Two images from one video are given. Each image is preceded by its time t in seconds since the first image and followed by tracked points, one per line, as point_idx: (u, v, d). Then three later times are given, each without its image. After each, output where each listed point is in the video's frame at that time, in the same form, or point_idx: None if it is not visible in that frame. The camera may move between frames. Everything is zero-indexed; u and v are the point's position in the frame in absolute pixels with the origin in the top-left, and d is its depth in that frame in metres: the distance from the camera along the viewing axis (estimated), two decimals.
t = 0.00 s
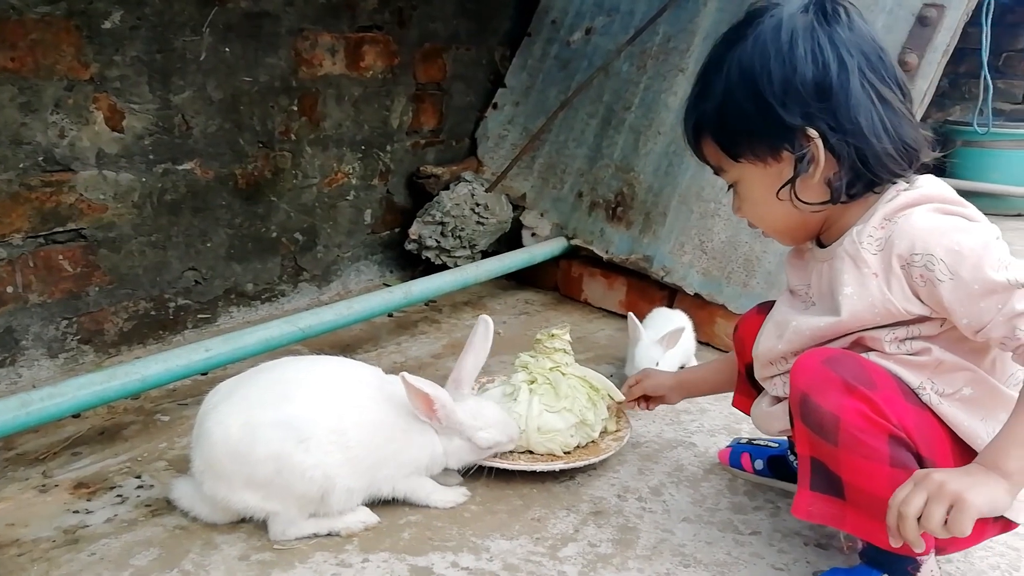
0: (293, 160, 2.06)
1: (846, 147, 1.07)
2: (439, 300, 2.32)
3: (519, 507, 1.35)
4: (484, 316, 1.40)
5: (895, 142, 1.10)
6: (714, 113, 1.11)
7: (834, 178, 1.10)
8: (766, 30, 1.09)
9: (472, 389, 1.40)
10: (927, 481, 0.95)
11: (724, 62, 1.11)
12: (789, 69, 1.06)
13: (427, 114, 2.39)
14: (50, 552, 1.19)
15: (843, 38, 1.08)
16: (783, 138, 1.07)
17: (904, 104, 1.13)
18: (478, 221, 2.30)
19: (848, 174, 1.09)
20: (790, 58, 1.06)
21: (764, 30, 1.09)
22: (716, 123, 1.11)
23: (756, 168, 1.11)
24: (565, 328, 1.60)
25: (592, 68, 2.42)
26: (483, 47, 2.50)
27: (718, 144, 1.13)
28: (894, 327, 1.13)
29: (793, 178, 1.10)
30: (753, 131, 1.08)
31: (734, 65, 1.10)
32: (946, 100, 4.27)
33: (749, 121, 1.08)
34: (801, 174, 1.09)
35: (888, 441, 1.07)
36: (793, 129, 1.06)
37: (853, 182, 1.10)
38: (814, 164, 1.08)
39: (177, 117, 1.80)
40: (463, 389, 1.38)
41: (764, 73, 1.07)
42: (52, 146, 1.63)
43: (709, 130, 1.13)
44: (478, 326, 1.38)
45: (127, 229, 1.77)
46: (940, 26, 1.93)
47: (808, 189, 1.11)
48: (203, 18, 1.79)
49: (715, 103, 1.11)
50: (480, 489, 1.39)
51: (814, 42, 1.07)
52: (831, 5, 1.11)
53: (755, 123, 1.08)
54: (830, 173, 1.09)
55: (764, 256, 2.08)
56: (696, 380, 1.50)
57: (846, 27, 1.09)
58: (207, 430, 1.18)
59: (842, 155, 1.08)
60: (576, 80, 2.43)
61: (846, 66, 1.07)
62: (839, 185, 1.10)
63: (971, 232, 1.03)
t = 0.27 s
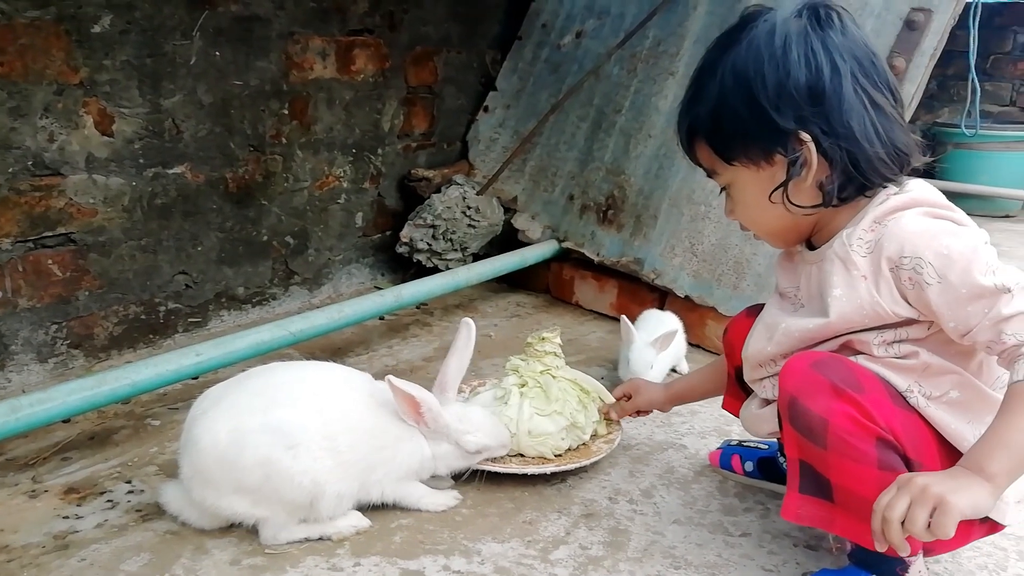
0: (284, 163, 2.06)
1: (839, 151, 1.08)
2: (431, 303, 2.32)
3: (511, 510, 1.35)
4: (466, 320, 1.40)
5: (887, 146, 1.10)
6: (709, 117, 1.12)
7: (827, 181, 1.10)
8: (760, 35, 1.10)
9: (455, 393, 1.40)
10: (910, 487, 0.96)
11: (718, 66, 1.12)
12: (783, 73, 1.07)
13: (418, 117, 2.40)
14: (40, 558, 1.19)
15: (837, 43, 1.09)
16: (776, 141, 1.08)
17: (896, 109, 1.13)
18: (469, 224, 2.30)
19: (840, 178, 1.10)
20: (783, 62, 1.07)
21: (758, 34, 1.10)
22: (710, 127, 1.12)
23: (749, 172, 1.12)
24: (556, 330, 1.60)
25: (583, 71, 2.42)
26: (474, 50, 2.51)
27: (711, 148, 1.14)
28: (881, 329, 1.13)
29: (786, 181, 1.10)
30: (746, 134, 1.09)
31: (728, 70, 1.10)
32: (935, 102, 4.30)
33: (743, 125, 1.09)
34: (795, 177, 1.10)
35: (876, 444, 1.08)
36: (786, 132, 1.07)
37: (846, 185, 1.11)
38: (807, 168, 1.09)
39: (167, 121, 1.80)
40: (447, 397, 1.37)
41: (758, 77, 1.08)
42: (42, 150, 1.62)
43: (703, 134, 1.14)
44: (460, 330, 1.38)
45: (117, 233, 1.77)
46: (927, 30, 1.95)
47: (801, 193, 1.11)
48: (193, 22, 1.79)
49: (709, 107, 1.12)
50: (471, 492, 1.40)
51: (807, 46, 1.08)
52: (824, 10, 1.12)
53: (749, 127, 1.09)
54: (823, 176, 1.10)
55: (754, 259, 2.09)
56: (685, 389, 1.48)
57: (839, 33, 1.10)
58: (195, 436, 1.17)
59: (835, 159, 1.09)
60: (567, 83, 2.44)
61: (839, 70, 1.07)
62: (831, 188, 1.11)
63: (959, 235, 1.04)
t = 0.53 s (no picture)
0: (279, 158, 2.06)
1: (832, 150, 1.08)
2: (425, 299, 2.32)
3: (504, 505, 1.35)
4: (454, 308, 1.40)
5: (880, 146, 1.11)
6: (703, 116, 1.12)
7: (820, 180, 1.11)
8: (754, 34, 1.10)
9: (446, 383, 1.39)
10: (896, 480, 0.96)
11: (712, 65, 1.12)
12: (777, 72, 1.07)
13: (414, 113, 2.39)
14: (32, 551, 1.18)
15: (831, 42, 1.09)
16: (770, 140, 1.08)
17: (889, 108, 1.14)
18: (464, 221, 2.30)
19: (833, 177, 1.10)
20: (778, 61, 1.08)
21: (752, 33, 1.10)
22: (705, 126, 1.13)
23: (743, 171, 1.13)
24: (549, 327, 1.61)
25: (579, 69, 2.42)
26: (470, 47, 2.51)
27: (705, 146, 1.14)
28: (873, 327, 1.14)
29: (779, 180, 1.11)
30: (740, 133, 1.09)
31: (722, 68, 1.11)
32: (929, 103, 4.31)
33: (737, 123, 1.09)
34: (789, 176, 1.10)
35: (868, 441, 1.08)
36: (780, 132, 1.07)
37: (838, 184, 1.11)
38: (801, 167, 1.09)
39: (162, 115, 1.80)
40: (438, 384, 1.37)
41: (752, 76, 1.08)
42: (36, 143, 1.62)
43: (697, 133, 1.14)
44: (449, 316, 1.38)
45: (111, 227, 1.77)
46: (922, 31, 1.95)
47: (795, 192, 1.12)
48: (189, 16, 1.79)
49: (703, 106, 1.12)
50: (465, 488, 1.40)
51: (801, 46, 1.08)
52: (819, 10, 1.12)
53: (743, 125, 1.09)
54: (817, 176, 1.10)
55: (748, 257, 2.09)
56: (683, 389, 1.50)
57: (833, 32, 1.10)
58: (188, 430, 1.17)
59: (828, 158, 1.09)
60: (563, 81, 2.44)
61: (833, 70, 1.08)
62: (825, 187, 1.11)
63: (950, 233, 1.04)
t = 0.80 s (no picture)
0: (277, 155, 2.05)
1: (827, 149, 1.08)
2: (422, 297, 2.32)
3: (500, 502, 1.35)
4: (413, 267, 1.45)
5: (874, 145, 1.11)
6: (697, 116, 1.12)
7: (816, 180, 1.11)
8: (747, 35, 1.10)
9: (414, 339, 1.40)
10: (889, 474, 0.97)
11: (706, 65, 1.12)
12: (771, 72, 1.07)
13: (412, 111, 2.39)
14: (27, 545, 1.18)
15: (824, 42, 1.09)
16: (765, 140, 1.08)
17: (882, 108, 1.14)
18: (461, 219, 2.30)
19: (828, 177, 1.10)
20: (772, 61, 1.08)
21: (746, 34, 1.10)
22: (699, 126, 1.12)
23: (738, 171, 1.12)
24: (547, 325, 1.61)
25: (577, 68, 2.42)
26: (468, 45, 2.51)
27: (700, 147, 1.14)
28: (868, 326, 1.14)
29: (775, 180, 1.11)
30: (735, 134, 1.09)
31: (716, 69, 1.11)
32: (926, 105, 4.32)
33: (732, 123, 1.09)
34: (784, 175, 1.10)
35: (864, 439, 1.08)
36: (775, 131, 1.07)
37: (834, 184, 1.11)
38: (796, 166, 1.09)
39: (159, 111, 1.79)
40: (407, 335, 1.39)
41: (746, 76, 1.08)
42: (32, 137, 1.61)
43: (692, 133, 1.14)
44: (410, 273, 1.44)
45: (107, 223, 1.76)
46: (920, 32, 1.96)
47: (790, 191, 1.12)
48: (187, 11, 1.79)
49: (697, 106, 1.12)
50: (461, 484, 1.40)
51: (795, 46, 1.08)
52: (812, 11, 1.12)
53: (738, 125, 1.09)
54: (812, 175, 1.10)
55: (745, 257, 2.09)
56: (672, 386, 1.50)
57: (826, 32, 1.10)
58: (182, 427, 1.17)
59: (823, 158, 1.09)
60: (562, 80, 2.44)
61: (827, 69, 1.08)
62: (820, 186, 1.11)
63: (945, 232, 1.04)
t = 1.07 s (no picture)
0: (276, 152, 2.05)
1: (825, 148, 1.08)
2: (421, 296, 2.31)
3: (500, 502, 1.35)
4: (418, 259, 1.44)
5: (872, 144, 1.10)
6: (693, 117, 1.12)
7: (814, 179, 1.10)
8: (743, 34, 1.10)
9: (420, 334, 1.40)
10: (893, 477, 0.96)
11: (702, 65, 1.12)
12: (767, 72, 1.07)
13: (412, 109, 2.38)
14: (25, 543, 1.17)
15: (820, 40, 1.09)
16: (762, 140, 1.08)
17: (880, 106, 1.13)
18: (461, 217, 2.29)
19: (826, 176, 1.10)
20: (768, 61, 1.07)
21: (741, 33, 1.10)
22: (695, 127, 1.12)
23: (735, 172, 1.12)
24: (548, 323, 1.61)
25: (578, 66, 2.42)
26: (468, 43, 2.50)
27: (697, 147, 1.14)
28: (869, 326, 1.14)
29: (773, 180, 1.10)
30: (732, 134, 1.09)
31: (712, 69, 1.10)
32: (926, 105, 4.32)
33: (728, 123, 1.09)
34: (782, 176, 1.09)
35: (866, 439, 1.08)
36: (772, 131, 1.07)
37: (831, 183, 1.11)
38: (794, 166, 1.08)
39: (158, 107, 1.78)
40: (413, 331, 1.38)
41: (742, 76, 1.08)
42: (31, 133, 1.60)
43: (688, 134, 1.13)
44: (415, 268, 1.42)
45: (106, 219, 1.75)
46: (922, 30, 1.95)
47: (788, 191, 1.11)
48: (186, 7, 1.78)
49: (694, 107, 1.11)
50: (461, 484, 1.39)
51: (791, 45, 1.07)
52: (807, 9, 1.12)
53: (734, 126, 1.08)
54: (810, 175, 1.10)
55: (746, 256, 2.08)
56: (672, 390, 1.49)
57: (822, 30, 1.10)
58: (181, 426, 1.17)
59: (821, 157, 1.08)
60: (562, 78, 2.43)
61: (823, 68, 1.07)
62: (818, 186, 1.10)
63: (946, 231, 1.04)
